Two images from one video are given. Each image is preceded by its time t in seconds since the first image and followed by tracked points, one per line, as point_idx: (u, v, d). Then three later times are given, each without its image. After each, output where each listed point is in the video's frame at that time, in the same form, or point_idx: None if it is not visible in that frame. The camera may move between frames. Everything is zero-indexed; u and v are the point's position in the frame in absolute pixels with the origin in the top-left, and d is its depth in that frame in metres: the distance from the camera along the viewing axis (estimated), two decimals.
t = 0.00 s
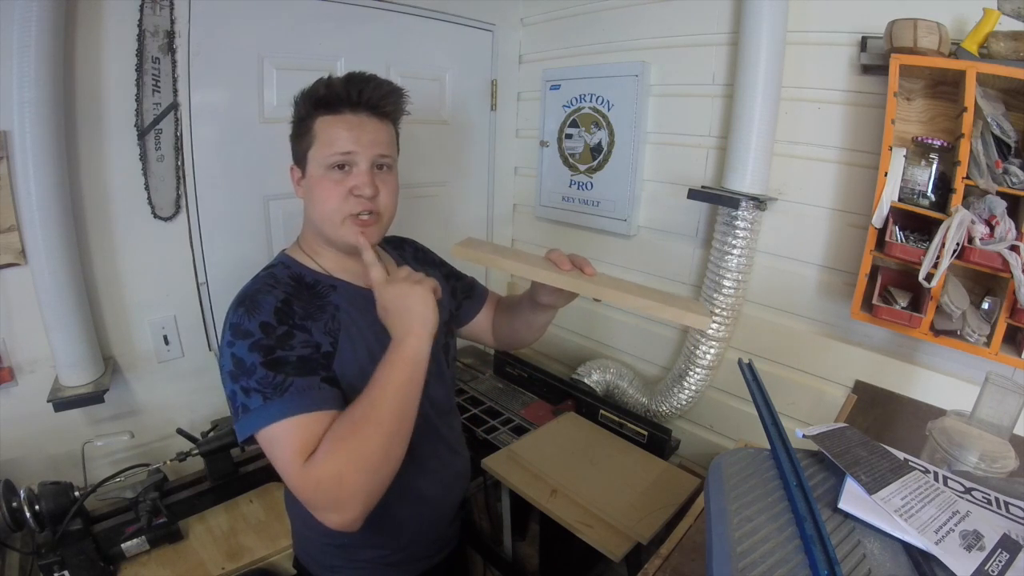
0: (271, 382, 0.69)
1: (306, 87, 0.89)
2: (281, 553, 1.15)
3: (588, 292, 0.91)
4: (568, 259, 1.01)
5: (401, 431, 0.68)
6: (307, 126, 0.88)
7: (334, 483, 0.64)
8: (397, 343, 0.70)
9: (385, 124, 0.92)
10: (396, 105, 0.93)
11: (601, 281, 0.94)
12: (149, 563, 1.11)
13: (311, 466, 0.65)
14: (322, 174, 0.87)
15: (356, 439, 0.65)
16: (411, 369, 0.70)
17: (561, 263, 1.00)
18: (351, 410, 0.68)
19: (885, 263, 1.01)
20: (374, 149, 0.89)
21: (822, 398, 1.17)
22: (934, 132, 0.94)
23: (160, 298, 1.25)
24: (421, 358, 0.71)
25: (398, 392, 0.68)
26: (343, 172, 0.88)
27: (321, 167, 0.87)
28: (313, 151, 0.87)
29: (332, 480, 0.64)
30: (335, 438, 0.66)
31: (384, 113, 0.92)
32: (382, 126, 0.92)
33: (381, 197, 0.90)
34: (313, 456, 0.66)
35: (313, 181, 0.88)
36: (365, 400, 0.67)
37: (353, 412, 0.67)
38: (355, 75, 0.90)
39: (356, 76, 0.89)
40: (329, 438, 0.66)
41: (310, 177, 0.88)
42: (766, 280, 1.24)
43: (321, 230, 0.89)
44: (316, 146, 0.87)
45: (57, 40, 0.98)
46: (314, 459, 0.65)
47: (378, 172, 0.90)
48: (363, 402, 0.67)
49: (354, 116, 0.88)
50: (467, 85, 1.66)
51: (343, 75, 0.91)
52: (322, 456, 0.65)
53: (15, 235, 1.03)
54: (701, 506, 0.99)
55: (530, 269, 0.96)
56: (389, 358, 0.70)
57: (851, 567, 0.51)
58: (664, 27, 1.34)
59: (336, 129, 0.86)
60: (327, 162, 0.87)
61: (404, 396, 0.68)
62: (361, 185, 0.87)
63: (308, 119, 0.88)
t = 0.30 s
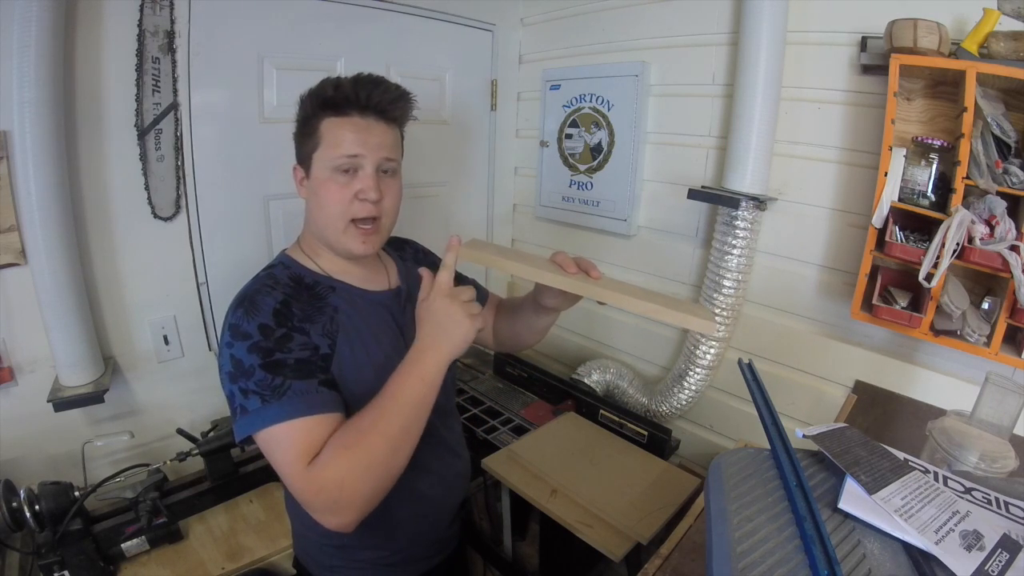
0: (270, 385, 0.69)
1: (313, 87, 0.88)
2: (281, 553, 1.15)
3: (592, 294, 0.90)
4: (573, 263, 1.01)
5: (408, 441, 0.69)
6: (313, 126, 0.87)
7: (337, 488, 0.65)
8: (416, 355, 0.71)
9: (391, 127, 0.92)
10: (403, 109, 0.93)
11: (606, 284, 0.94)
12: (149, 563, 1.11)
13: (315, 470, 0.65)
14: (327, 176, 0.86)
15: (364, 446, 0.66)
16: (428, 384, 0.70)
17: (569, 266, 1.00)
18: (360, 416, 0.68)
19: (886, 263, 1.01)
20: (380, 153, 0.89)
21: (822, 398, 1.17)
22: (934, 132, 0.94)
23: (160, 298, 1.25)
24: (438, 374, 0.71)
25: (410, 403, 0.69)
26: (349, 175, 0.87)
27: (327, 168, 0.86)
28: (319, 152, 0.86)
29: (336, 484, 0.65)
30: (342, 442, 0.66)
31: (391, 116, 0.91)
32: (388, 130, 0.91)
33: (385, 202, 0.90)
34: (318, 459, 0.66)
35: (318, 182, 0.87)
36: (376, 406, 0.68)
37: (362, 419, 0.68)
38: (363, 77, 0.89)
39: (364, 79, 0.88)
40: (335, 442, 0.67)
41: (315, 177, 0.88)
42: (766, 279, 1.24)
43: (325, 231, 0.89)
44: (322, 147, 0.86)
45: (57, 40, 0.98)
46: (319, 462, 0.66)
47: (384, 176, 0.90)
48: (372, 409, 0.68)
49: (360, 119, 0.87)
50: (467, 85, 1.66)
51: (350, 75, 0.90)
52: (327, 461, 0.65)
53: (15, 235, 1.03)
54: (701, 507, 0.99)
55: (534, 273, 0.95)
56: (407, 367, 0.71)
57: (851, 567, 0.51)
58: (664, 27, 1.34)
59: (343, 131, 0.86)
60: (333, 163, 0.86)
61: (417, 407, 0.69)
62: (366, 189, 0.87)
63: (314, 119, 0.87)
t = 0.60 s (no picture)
0: (274, 381, 0.69)
1: (318, 86, 0.86)
2: (281, 553, 1.15)
3: (603, 295, 0.89)
4: (589, 265, 1.00)
5: (416, 432, 0.69)
6: (323, 127, 0.85)
7: (348, 478, 0.65)
8: (420, 344, 0.72)
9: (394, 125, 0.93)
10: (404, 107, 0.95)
11: (620, 288, 0.93)
12: (149, 563, 1.11)
13: (324, 462, 0.65)
14: (344, 177, 0.85)
15: (373, 436, 0.66)
16: (433, 373, 0.71)
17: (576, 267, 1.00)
18: (368, 408, 0.68)
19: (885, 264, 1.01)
20: (391, 150, 0.90)
21: (822, 398, 1.17)
22: (934, 132, 0.94)
23: (160, 298, 1.25)
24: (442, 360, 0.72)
25: (417, 390, 0.69)
26: (365, 174, 0.87)
27: (342, 169, 0.85)
28: (332, 152, 0.84)
29: (348, 474, 0.65)
30: (350, 433, 0.66)
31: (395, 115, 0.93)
32: (394, 131, 0.93)
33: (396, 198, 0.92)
34: (327, 451, 0.66)
35: (332, 184, 0.85)
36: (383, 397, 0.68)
37: (369, 410, 0.68)
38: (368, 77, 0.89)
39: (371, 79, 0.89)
40: (343, 433, 0.67)
41: (326, 179, 0.85)
42: (766, 279, 1.24)
43: (341, 233, 0.88)
44: (337, 147, 0.84)
45: (57, 39, 0.98)
46: (328, 454, 0.66)
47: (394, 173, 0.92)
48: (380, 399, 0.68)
49: (372, 119, 0.88)
50: (467, 85, 1.66)
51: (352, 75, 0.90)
52: (337, 451, 0.65)
53: (15, 235, 1.03)
54: (700, 506, 0.99)
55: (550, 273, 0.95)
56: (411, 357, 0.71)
57: (850, 567, 0.51)
58: (664, 26, 1.34)
59: (357, 131, 0.85)
60: (348, 164, 0.85)
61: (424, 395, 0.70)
62: (384, 187, 0.88)
63: (324, 118, 0.85)
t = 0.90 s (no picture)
0: (278, 379, 0.70)
1: (308, 86, 0.86)
2: (281, 553, 1.15)
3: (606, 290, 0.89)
4: (592, 262, 1.01)
5: (431, 431, 0.70)
6: (314, 126, 0.85)
7: (361, 473, 0.65)
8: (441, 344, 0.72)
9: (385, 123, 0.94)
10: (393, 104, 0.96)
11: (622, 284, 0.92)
12: (149, 563, 1.11)
13: (337, 456, 0.66)
14: (338, 173, 0.85)
15: (389, 432, 0.67)
16: (453, 373, 0.71)
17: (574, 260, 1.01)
18: (384, 405, 0.69)
19: (885, 263, 1.00)
20: (383, 146, 0.91)
21: (822, 398, 1.17)
22: (934, 132, 0.94)
23: (160, 298, 1.25)
24: (461, 364, 0.72)
25: (435, 391, 0.69)
26: (359, 170, 0.87)
27: (335, 166, 0.85)
28: (324, 150, 0.85)
29: (359, 471, 0.65)
30: (364, 430, 0.67)
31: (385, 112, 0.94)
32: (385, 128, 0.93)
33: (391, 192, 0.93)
34: (341, 446, 0.67)
35: (326, 182, 0.85)
36: (401, 395, 0.69)
37: (386, 407, 0.69)
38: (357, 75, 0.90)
39: (359, 77, 0.90)
40: (358, 429, 0.67)
41: (320, 177, 0.85)
42: (766, 279, 1.24)
43: (339, 230, 0.88)
44: (330, 143, 0.85)
45: (56, 40, 0.98)
46: (341, 449, 0.66)
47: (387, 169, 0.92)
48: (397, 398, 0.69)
49: (363, 114, 0.89)
50: (467, 85, 1.66)
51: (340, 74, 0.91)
52: (351, 446, 0.66)
53: (15, 235, 1.03)
54: (701, 506, 0.99)
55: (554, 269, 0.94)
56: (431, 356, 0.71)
57: (851, 567, 0.51)
58: (664, 26, 1.34)
59: (348, 128, 0.86)
60: (342, 161, 0.85)
61: (442, 396, 0.70)
62: (378, 181, 0.89)
63: (316, 116, 0.85)
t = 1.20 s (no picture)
0: (275, 384, 0.70)
1: (299, 87, 0.87)
2: (281, 553, 1.15)
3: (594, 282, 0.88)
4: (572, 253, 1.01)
5: (428, 441, 0.69)
6: (306, 127, 0.85)
7: (354, 482, 0.65)
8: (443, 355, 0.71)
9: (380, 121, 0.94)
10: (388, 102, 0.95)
11: (601, 271, 0.93)
12: (149, 563, 1.11)
13: (333, 464, 0.66)
14: (331, 173, 0.85)
15: (384, 441, 0.66)
16: (453, 385, 0.70)
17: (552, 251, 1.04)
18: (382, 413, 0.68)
19: (885, 263, 1.01)
20: (375, 143, 0.90)
21: (822, 398, 1.17)
22: (934, 132, 0.94)
23: (160, 298, 1.25)
24: (462, 376, 0.71)
25: (434, 403, 0.68)
26: (352, 168, 0.87)
27: (328, 165, 0.85)
28: (316, 150, 0.85)
29: (353, 479, 0.65)
30: (362, 436, 0.67)
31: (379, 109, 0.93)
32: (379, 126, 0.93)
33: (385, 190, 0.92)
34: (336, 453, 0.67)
35: (319, 181, 0.85)
36: (399, 404, 0.68)
37: (384, 415, 0.68)
38: (349, 75, 0.90)
39: (351, 77, 0.89)
40: (354, 437, 0.67)
41: (314, 177, 0.85)
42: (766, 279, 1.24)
43: (333, 229, 0.88)
44: (321, 144, 0.85)
45: (56, 39, 0.98)
46: (337, 455, 0.66)
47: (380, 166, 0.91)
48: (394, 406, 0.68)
49: (354, 113, 0.88)
50: (467, 85, 1.66)
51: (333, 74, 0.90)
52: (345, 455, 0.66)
53: (15, 235, 1.03)
54: (701, 506, 0.99)
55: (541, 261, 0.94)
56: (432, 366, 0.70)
57: (851, 567, 0.50)
58: (664, 26, 1.34)
59: (339, 126, 0.85)
60: (334, 160, 0.85)
61: (440, 407, 0.69)
62: (371, 179, 0.88)
63: (307, 118, 0.86)
